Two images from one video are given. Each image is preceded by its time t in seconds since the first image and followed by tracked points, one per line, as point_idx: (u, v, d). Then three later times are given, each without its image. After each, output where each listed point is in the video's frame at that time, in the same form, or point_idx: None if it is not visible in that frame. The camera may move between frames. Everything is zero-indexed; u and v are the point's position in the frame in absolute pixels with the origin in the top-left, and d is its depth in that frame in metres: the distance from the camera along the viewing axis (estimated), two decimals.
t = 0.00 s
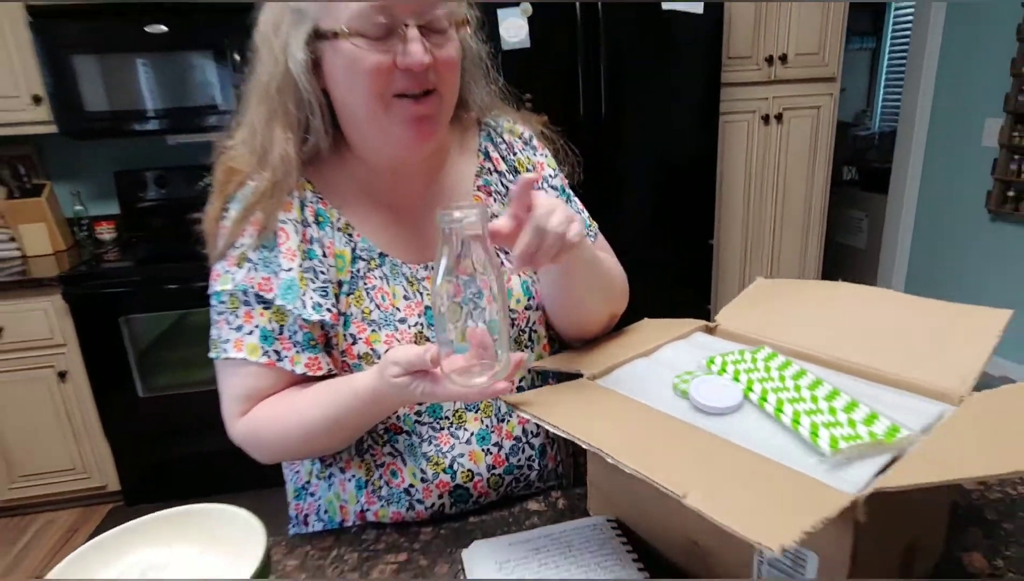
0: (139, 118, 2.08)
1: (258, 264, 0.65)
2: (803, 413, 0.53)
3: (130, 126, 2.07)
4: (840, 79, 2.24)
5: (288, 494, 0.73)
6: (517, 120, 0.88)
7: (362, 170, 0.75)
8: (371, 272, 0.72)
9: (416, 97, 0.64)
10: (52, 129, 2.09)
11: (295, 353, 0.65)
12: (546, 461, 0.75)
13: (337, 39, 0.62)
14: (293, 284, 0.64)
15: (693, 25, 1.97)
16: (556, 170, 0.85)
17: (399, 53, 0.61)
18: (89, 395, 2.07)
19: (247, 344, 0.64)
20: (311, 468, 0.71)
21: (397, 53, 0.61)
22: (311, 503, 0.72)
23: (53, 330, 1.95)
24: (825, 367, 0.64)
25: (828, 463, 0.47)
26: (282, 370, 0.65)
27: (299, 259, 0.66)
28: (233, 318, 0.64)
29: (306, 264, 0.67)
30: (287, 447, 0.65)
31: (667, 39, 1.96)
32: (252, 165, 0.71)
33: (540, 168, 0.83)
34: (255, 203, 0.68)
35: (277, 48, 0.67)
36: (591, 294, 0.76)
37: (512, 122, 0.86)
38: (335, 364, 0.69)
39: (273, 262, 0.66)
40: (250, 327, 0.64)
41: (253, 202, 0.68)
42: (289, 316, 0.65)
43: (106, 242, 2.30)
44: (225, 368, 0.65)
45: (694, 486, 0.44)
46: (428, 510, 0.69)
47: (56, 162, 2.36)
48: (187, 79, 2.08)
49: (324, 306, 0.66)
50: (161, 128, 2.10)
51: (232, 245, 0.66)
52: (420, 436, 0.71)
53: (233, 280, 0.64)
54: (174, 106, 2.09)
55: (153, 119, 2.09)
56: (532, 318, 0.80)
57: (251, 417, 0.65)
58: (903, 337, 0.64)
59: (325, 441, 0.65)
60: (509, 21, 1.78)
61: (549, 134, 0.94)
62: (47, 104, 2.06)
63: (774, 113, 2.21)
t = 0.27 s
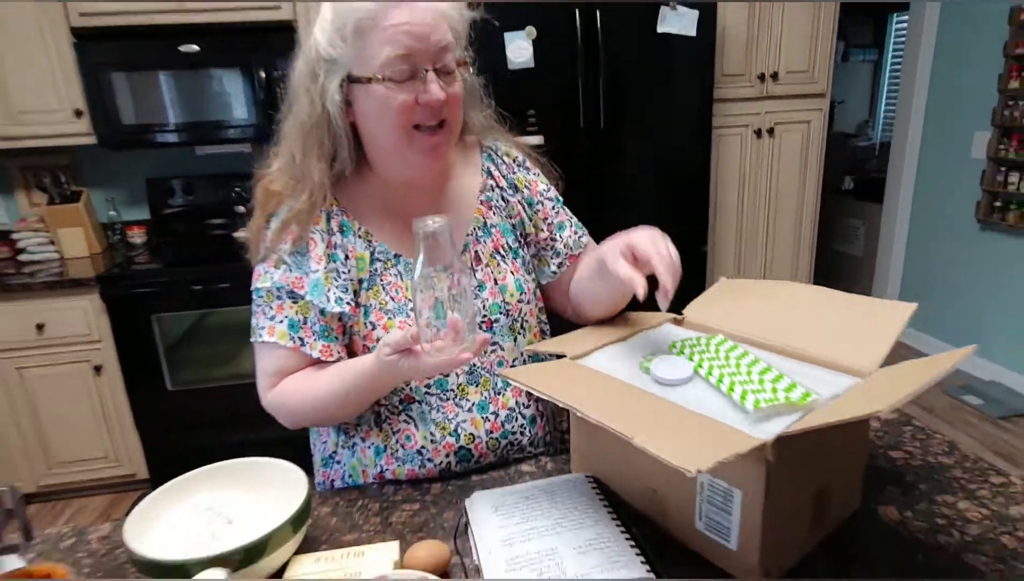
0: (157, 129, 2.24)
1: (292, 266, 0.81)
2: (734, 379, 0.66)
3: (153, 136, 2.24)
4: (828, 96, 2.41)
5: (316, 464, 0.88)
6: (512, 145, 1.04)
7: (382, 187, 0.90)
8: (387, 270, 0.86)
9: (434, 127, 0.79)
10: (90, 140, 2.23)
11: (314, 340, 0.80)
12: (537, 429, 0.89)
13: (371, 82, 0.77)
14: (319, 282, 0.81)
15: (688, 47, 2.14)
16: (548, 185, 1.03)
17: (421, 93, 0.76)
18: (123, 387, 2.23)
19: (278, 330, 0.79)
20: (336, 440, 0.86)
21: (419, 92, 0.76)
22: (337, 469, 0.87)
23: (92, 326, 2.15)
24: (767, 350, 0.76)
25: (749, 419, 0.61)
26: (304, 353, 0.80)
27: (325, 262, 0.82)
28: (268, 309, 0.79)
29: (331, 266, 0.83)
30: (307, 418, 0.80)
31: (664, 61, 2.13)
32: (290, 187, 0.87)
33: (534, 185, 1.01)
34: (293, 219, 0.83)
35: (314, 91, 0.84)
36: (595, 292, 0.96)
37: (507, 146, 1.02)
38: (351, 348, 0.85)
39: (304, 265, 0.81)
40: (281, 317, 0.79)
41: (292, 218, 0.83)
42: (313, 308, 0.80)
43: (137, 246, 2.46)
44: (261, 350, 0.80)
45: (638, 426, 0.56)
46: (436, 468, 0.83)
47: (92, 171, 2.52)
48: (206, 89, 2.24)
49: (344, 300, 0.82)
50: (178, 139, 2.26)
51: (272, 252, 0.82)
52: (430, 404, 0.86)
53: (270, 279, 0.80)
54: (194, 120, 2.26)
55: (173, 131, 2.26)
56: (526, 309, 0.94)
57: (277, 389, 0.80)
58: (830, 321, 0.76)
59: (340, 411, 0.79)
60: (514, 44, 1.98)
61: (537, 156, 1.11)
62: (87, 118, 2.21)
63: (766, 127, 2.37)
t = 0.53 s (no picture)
0: (197, 151, 2.45)
1: (332, 266, 1.03)
2: (705, 366, 0.78)
3: (190, 158, 2.44)
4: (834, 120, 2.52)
5: (352, 439, 1.06)
6: (518, 165, 1.25)
7: (413, 201, 1.12)
8: (413, 269, 1.07)
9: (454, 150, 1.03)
10: (146, 160, 2.49)
11: (343, 327, 1.00)
12: (539, 406, 1.07)
13: (405, 118, 1.01)
14: (353, 279, 1.02)
15: (698, 77, 2.30)
16: (551, 198, 1.22)
17: (444, 124, 1.00)
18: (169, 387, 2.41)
19: (315, 319, 0.99)
20: (369, 417, 1.05)
21: (443, 124, 1.00)
22: (369, 442, 1.04)
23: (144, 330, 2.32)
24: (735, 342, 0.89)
25: (708, 393, 0.73)
26: (335, 336, 1.00)
27: (359, 263, 1.04)
28: (310, 301, 1.00)
29: (364, 267, 1.05)
30: (337, 390, 1.00)
31: (674, 89, 2.29)
32: (336, 204, 1.08)
33: (537, 199, 1.20)
34: (339, 228, 1.06)
35: (357, 127, 1.07)
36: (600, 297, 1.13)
37: (514, 167, 1.23)
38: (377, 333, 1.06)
39: (342, 265, 1.03)
40: (319, 307, 1.00)
41: (338, 228, 1.06)
42: (346, 301, 1.00)
43: (184, 258, 2.65)
44: (303, 334, 1.01)
45: (617, 398, 0.70)
46: (454, 434, 1.02)
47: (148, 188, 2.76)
48: (242, 114, 2.46)
49: (372, 294, 1.03)
50: (217, 161, 2.46)
51: (320, 253, 1.04)
52: (449, 382, 1.04)
53: (314, 276, 1.01)
54: (231, 144, 2.47)
55: (211, 153, 2.46)
56: (530, 304, 1.13)
57: (310, 365, 1.01)
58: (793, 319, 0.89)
59: (358, 386, 0.98)
60: (534, 74, 2.17)
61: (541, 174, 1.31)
62: (145, 140, 2.45)
63: (773, 150, 2.50)
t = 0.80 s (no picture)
0: (225, 155, 2.54)
1: (353, 259, 1.18)
2: (682, 345, 0.90)
3: (219, 163, 2.54)
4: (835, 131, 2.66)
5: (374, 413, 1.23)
6: (522, 171, 1.37)
7: (425, 203, 1.26)
8: (424, 262, 1.23)
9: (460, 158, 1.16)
10: (184, 164, 2.58)
11: (362, 313, 1.16)
12: (537, 385, 1.20)
13: (417, 129, 1.16)
14: (371, 270, 1.17)
15: (703, 90, 2.42)
16: (552, 199, 1.34)
17: (452, 135, 1.15)
18: (201, 376, 2.57)
19: (339, 305, 1.15)
20: (386, 394, 1.21)
21: (450, 135, 1.15)
22: (387, 416, 1.20)
23: (179, 323, 2.50)
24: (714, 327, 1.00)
25: (683, 367, 0.84)
26: (356, 321, 1.15)
27: (376, 256, 1.19)
28: (335, 290, 1.16)
29: (380, 260, 1.19)
30: (356, 368, 1.14)
31: (680, 102, 2.41)
32: (358, 204, 1.24)
33: (539, 201, 1.32)
34: (359, 227, 1.21)
35: (377, 138, 1.23)
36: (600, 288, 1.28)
37: (518, 173, 1.35)
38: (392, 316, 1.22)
39: (362, 258, 1.18)
40: (342, 295, 1.15)
41: (358, 227, 1.21)
42: (365, 290, 1.16)
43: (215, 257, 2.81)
44: (328, 318, 1.17)
45: (604, 371, 0.83)
46: (460, 408, 1.16)
47: (182, 191, 2.91)
48: (269, 121, 2.55)
49: (387, 283, 1.18)
50: (243, 165, 2.56)
51: (343, 248, 1.20)
52: (455, 361, 1.18)
53: (339, 268, 1.17)
54: (257, 149, 2.56)
55: (238, 158, 2.55)
56: (528, 295, 1.25)
57: (333, 346, 1.16)
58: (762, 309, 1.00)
59: (376, 365, 1.13)
60: (545, 86, 2.30)
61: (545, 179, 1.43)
62: (183, 146, 2.55)
63: (776, 159, 2.64)
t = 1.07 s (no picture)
0: (237, 146, 2.59)
1: (360, 251, 1.25)
2: (682, 341, 0.93)
3: (231, 153, 2.59)
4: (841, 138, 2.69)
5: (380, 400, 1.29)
6: (526, 170, 1.41)
7: (430, 199, 1.31)
8: (427, 255, 1.27)
9: (463, 157, 1.20)
10: (199, 153, 2.63)
11: (367, 302, 1.22)
12: (535, 377, 1.24)
13: (422, 128, 1.20)
14: (376, 261, 1.23)
15: (711, 95, 2.45)
16: (555, 196, 1.37)
17: (455, 134, 1.18)
18: (211, 362, 2.62)
19: (347, 294, 1.22)
20: (390, 381, 1.27)
21: (454, 134, 1.18)
22: (392, 402, 1.27)
23: (191, 308, 2.56)
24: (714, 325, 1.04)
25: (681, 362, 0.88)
26: (362, 310, 1.22)
27: (381, 248, 1.25)
28: (343, 281, 1.23)
29: (386, 252, 1.25)
30: (362, 356, 1.20)
31: (690, 106, 2.44)
32: (366, 198, 1.29)
33: (542, 197, 1.35)
34: (367, 221, 1.28)
35: (385, 135, 1.27)
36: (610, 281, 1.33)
37: (523, 171, 1.39)
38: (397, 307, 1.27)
39: (368, 250, 1.25)
40: (349, 285, 1.23)
41: (367, 221, 1.28)
42: (370, 280, 1.22)
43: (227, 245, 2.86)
44: (337, 307, 1.24)
45: (602, 363, 0.87)
46: (460, 397, 1.21)
47: (197, 180, 2.96)
48: (281, 113, 2.59)
49: (391, 274, 1.24)
50: (255, 156, 2.60)
51: (352, 241, 1.27)
52: (455, 351, 1.23)
53: (347, 260, 1.24)
54: (269, 140, 2.60)
55: (250, 149, 2.60)
56: (528, 290, 1.28)
57: (341, 334, 1.22)
58: (759, 310, 1.04)
59: (380, 353, 1.18)
60: (556, 87, 2.34)
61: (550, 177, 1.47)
62: (198, 135, 2.60)
63: (782, 164, 2.66)
